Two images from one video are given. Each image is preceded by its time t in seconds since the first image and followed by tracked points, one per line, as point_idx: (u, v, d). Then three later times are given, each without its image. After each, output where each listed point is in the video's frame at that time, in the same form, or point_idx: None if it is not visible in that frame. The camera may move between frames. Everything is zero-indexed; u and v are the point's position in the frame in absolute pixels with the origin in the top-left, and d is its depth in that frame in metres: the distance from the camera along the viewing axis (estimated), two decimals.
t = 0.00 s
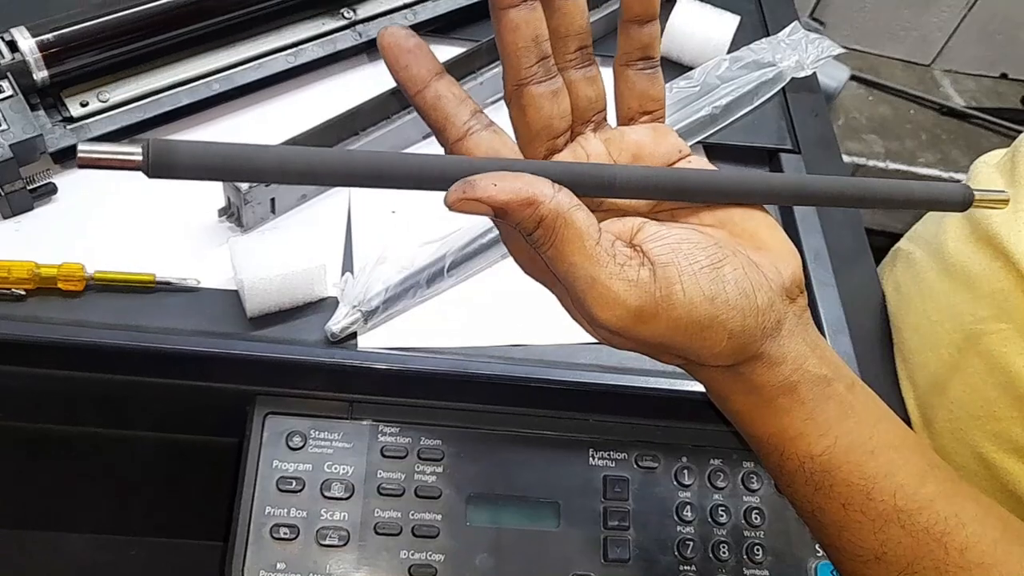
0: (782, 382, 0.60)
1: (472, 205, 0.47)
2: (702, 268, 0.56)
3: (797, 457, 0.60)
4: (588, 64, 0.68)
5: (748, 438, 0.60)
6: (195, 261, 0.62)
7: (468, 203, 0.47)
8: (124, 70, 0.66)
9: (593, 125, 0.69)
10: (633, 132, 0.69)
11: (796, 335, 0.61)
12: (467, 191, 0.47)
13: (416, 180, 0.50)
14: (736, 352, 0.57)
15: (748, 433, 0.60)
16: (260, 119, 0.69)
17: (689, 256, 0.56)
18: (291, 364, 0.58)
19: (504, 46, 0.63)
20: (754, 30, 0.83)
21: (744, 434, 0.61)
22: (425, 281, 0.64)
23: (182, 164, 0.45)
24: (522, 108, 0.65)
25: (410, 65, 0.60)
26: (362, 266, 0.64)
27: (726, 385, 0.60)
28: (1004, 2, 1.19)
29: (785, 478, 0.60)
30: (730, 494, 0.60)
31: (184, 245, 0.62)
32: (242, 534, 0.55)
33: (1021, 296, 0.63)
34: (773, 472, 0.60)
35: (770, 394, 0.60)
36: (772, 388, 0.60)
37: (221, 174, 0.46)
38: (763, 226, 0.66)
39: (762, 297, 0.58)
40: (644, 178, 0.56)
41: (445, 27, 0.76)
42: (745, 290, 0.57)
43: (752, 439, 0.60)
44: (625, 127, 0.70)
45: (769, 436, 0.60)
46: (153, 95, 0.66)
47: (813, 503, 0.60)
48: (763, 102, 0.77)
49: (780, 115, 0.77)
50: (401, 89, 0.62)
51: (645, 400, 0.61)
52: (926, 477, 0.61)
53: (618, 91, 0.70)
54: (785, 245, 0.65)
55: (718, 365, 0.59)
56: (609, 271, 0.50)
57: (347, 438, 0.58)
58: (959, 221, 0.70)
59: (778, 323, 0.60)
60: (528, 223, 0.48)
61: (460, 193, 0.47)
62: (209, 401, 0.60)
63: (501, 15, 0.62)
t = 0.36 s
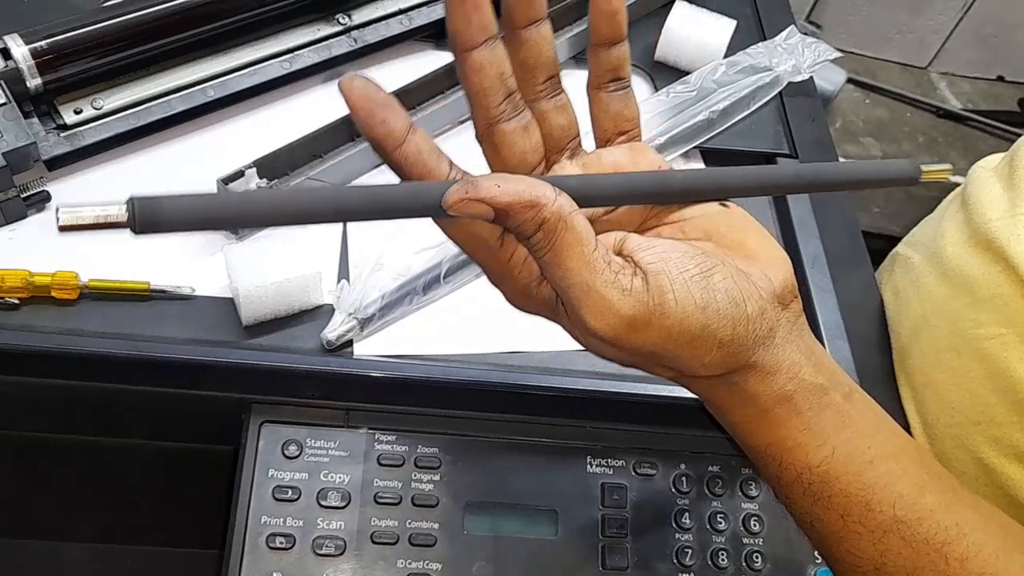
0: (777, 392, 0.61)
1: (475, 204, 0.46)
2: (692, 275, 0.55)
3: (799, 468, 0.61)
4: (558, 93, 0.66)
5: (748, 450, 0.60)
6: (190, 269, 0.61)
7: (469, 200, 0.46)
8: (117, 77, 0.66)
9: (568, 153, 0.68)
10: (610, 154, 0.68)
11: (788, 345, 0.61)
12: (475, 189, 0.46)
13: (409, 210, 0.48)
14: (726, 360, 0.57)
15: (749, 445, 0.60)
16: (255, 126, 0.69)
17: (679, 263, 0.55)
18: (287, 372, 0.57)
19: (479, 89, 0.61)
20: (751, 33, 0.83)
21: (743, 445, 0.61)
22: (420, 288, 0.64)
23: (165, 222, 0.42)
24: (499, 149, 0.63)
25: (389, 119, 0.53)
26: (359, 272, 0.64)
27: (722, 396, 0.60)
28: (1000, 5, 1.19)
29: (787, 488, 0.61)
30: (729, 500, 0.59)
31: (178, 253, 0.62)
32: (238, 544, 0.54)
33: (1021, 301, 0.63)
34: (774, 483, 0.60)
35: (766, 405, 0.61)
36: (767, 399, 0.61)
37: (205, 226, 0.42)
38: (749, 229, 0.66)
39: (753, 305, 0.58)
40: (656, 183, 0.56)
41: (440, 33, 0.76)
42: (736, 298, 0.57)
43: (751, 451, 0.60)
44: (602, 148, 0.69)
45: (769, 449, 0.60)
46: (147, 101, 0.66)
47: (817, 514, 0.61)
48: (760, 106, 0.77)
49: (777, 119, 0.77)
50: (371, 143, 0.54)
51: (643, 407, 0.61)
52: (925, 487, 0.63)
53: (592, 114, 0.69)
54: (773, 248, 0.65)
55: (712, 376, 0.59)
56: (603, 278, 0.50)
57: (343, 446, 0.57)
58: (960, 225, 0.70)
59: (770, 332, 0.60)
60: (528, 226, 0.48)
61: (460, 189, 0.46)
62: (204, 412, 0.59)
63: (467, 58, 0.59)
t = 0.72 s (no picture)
0: (780, 427, 0.59)
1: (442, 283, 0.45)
2: (676, 309, 0.54)
3: (807, 505, 0.60)
4: (515, 170, 0.66)
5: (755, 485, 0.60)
6: (189, 275, 0.60)
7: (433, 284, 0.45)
8: (118, 82, 0.65)
9: (534, 226, 0.67)
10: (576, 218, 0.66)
11: (786, 375, 0.59)
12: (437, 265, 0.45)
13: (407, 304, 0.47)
14: (721, 399, 0.56)
15: (755, 481, 0.60)
16: (256, 130, 0.68)
17: (660, 299, 0.55)
18: (288, 379, 0.57)
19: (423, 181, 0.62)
20: (753, 37, 0.83)
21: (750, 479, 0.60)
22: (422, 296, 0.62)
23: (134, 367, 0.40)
24: (456, 233, 0.64)
25: (338, 233, 0.54)
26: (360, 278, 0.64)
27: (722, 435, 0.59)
28: (1003, 9, 1.19)
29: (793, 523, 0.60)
30: (731, 507, 0.59)
31: (178, 259, 0.61)
32: (238, 551, 0.54)
33: None
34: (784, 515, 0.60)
35: (770, 441, 0.59)
36: (770, 435, 0.59)
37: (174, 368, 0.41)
38: (722, 261, 0.63)
39: (742, 334, 0.57)
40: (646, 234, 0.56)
41: (442, 37, 0.75)
42: (725, 331, 0.56)
43: (757, 484, 0.60)
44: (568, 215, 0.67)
45: (775, 483, 0.59)
46: (148, 106, 0.65)
47: (825, 552, 0.60)
48: (763, 110, 0.77)
49: (780, 124, 0.77)
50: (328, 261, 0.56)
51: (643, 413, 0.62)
52: (936, 517, 0.61)
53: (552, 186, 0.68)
54: (745, 271, 0.63)
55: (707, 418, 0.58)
56: (585, 317, 0.50)
57: (344, 453, 0.57)
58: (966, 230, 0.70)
59: (767, 361, 0.58)
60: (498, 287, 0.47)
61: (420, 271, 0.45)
62: (205, 419, 0.59)
63: (412, 150, 0.61)
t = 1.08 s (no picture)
0: (792, 426, 0.61)
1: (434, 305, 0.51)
2: (683, 330, 0.54)
3: (817, 506, 0.61)
4: (519, 168, 0.66)
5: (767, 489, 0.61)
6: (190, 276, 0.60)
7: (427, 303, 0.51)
8: (118, 81, 0.65)
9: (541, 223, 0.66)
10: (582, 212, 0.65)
11: (796, 375, 0.61)
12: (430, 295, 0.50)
13: (406, 280, 0.52)
14: (732, 414, 0.57)
15: (765, 484, 0.61)
16: (258, 131, 0.68)
17: (667, 321, 0.54)
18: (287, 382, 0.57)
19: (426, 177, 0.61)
20: (758, 39, 0.82)
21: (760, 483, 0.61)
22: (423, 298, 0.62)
23: (132, 328, 0.45)
24: (459, 230, 0.62)
25: (339, 227, 0.57)
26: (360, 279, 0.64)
27: (734, 442, 0.60)
28: (1009, 11, 1.18)
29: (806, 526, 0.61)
30: (734, 513, 0.59)
31: (179, 259, 0.61)
32: (237, 555, 0.53)
33: None
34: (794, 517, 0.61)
35: (781, 440, 0.61)
36: (781, 436, 0.61)
37: (174, 325, 0.46)
38: (729, 262, 0.63)
39: (753, 344, 0.57)
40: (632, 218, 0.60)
41: (445, 37, 0.75)
42: (736, 349, 0.56)
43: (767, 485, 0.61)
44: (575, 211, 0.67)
45: (785, 483, 0.61)
46: (148, 106, 0.65)
47: (836, 553, 0.61)
48: (767, 113, 0.77)
49: (785, 127, 0.76)
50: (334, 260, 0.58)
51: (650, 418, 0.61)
52: (944, 517, 0.62)
53: (557, 185, 0.68)
54: (759, 276, 0.62)
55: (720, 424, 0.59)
56: (591, 362, 0.50)
57: (344, 456, 0.57)
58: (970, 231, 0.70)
59: (779, 365, 0.59)
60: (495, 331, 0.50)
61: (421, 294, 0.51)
62: (204, 421, 0.59)
63: (412, 146, 0.60)
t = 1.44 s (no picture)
0: (796, 423, 0.60)
1: (453, 275, 0.49)
2: (688, 321, 0.54)
3: (820, 503, 0.60)
4: (509, 177, 0.66)
5: (770, 488, 0.61)
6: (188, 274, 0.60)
7: (445, 266, 0.49)
8: (116, 77, 0.65)
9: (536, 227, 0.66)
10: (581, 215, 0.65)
11: (799, 371, 0.61)
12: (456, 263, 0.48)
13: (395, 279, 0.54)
14: (735, 407, 0.57)
15: (767, 483, 0.61)
16: (256, 128, 0.68)
17: (672, 312, 0.54)
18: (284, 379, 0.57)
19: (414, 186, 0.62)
20: (757, 38, 0.82)
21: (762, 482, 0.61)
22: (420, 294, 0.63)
23: (129, 327, 0.48)
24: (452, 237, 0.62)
25: (334, 237, 0.57)
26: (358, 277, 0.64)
27: (737, 439, 0.60)
28: (1007, 11, 1.18)
29: (808, 524, 0.60)
30: (731, 510, 0.59)
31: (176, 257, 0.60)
32: (235, 551, 0.53)
33: None
34: (797, 516, 0.60)
35: (785, 437, 0.60)
36: (782, 433, 0.60)
37: (169, 327, 0.49)
38: (730, 259, 0.64)
39: (756, 337, 0.57)
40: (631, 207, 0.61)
41: (444, 34, 0.75)
42: (740, 340, 0.56)
43: (769, 482, 0.61)
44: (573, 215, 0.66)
45: (787, 481, 0.61)
46: (146, 103, 0.65)
47: (840, 552, 0.60)
48: (766, 112, 0.77)
49: (783, 126, 0.76)
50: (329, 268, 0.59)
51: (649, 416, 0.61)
52: (948, 516, 0.61)
53: (552, 193, 0.68)
54: (762, 276, 0.63)
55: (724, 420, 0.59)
56: (596, 351, 0.49)
57: (342, 453, 0.57)
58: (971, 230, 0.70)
59: (782, 359, 0.59)
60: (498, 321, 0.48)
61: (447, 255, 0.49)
62: (202, 418, 0.58)
63: (404, 154, 0.61)
